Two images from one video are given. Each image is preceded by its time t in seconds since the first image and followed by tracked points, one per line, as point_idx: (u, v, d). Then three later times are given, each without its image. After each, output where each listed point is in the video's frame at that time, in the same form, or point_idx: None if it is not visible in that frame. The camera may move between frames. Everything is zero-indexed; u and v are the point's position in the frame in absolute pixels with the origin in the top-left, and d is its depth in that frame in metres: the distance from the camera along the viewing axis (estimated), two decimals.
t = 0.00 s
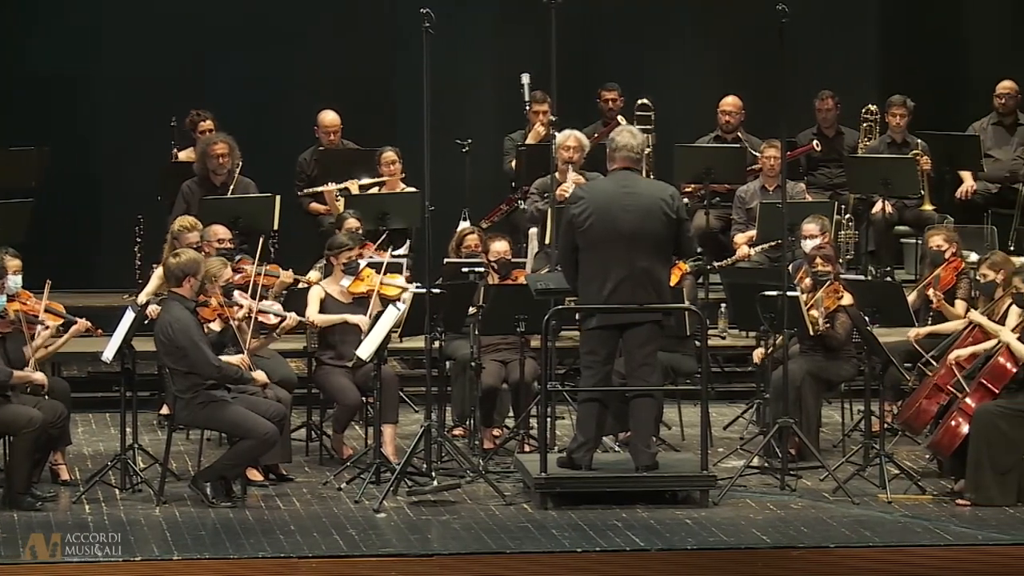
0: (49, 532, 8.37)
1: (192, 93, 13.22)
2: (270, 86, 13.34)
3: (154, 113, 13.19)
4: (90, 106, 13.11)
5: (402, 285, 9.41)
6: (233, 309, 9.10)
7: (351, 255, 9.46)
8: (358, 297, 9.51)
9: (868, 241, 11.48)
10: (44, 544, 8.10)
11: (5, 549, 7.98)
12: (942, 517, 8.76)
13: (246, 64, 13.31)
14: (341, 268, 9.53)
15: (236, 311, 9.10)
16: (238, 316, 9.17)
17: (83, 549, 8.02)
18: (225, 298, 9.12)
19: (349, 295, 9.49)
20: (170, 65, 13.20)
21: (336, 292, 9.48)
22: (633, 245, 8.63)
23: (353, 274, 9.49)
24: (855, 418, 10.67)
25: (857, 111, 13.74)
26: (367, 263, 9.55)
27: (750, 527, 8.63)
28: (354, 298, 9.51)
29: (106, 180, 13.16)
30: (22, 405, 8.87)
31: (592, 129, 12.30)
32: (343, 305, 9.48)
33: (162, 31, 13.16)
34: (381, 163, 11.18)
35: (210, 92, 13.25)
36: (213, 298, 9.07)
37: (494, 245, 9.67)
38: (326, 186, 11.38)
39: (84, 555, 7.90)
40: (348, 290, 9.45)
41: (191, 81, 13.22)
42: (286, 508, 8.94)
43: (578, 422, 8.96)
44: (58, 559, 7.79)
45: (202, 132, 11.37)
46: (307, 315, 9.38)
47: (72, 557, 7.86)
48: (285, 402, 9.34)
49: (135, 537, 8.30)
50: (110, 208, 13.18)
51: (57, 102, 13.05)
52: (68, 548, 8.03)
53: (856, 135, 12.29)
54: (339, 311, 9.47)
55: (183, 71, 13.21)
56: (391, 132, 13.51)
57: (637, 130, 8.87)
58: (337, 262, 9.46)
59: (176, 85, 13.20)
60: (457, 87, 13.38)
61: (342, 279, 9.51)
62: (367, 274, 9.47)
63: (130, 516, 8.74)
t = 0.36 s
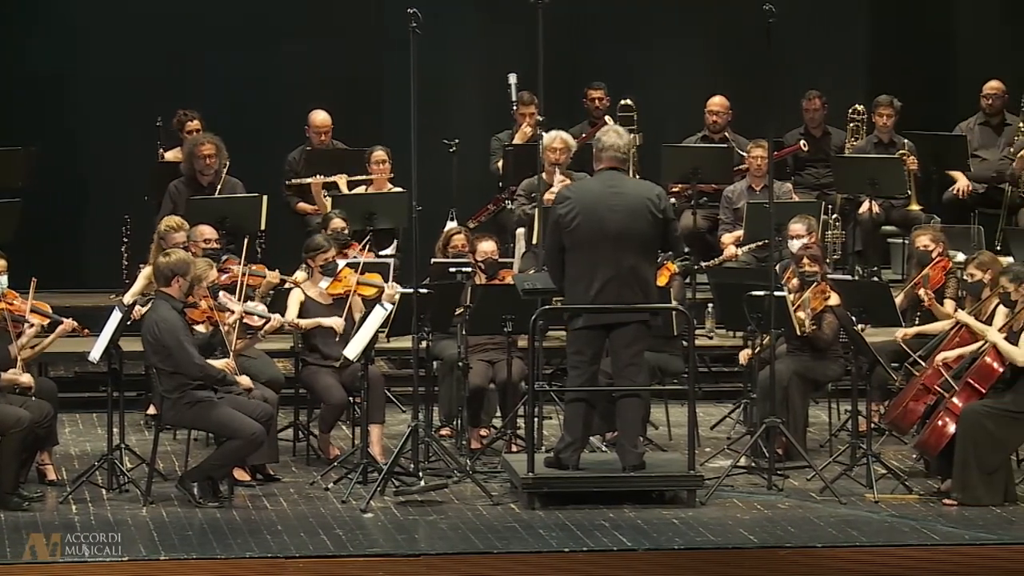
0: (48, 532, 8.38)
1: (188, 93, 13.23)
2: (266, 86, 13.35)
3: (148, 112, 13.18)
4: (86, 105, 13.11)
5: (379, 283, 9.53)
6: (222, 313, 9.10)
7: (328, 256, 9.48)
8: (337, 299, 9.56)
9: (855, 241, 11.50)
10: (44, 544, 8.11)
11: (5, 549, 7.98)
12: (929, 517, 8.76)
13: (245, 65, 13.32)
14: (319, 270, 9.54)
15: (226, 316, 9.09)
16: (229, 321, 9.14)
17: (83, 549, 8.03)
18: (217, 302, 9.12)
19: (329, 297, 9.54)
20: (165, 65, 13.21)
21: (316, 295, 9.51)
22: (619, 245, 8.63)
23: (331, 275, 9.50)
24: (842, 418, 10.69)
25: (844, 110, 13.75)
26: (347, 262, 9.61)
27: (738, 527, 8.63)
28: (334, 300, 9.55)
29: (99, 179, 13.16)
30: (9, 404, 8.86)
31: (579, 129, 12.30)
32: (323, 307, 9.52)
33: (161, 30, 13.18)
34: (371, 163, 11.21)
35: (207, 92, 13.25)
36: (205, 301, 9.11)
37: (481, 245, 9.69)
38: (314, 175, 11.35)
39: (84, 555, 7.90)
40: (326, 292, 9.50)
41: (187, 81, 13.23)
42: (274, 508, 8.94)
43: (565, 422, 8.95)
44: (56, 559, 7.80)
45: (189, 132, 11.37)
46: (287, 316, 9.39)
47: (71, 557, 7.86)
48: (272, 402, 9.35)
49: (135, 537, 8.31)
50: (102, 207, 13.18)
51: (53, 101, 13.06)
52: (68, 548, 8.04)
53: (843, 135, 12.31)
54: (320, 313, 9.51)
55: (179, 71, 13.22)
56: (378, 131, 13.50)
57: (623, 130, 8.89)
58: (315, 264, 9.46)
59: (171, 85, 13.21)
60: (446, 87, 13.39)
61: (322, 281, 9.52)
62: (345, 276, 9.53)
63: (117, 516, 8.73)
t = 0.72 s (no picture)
0: (49, 532, 8.38)
1: (183, 93, 13.23)
2: (261, 86, 13.36)
3: (141, 112, 13.18)
4: (80, 105, 13.11)
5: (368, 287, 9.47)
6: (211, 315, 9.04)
7: (318, 256, 9.48)
8: (325, 299, 9.55)
9: (843, 241, 11.53)
10: (44, 544, 8.10)
11: (5, 549, 7.97)
12: (916, 517, 8.76)
13: (243, 65, 13.32)
14: (308, 270, 9.55)
15: (215, 318, 9.03)
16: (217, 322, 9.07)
17: (84, 549, 8.01)
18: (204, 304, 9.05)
19: (317, 297, 9.52)
20: (160, 65, 13.21)
21: (304, 294, 9.51)
22: (607, 245, 8.63)
23: (320, 275, 9.53)
24: (829, 418, 10.71)
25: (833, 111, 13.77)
26: (335, 264, 9.59)
27: (725, 527, 8.63)
28: (321, 300, 9.53)
29: (91, 179, 13.16)
30: None
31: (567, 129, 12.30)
32: (310, 308, 9.51)
33: (158, 30, 13.18)
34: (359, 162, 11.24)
35: (204, 92, 13.26)
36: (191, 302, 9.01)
37: (471, 245, 9.70)
38: (302, 171, 11.31)
39: (84, 554, 7.88)
40: (315, 292, 9.49)
41: (182, 80, 13.23)
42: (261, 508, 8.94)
43: (552, 422, 8.95)
44: (58, 559, 7.79)
45: (176, 132, 11.38)
46: (272, 318, 9.39)
47: (73, 557, 7.85)
48: (259, 402, 9.34)
49: (135, 537, 8.30)
50: (94, 207, 13.18)
51: (49, 101, 13.06)
52: (69, 548, 8.02)
53: (830, 135, 12.33)
54: (307, 313, 9.50)
55: (175, 70, 13.22)
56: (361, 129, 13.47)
57: (611, 130, 8.89)
58: (306, 263, 9.47)
59: (167, 85, 13.21)
60: (434, 87, 13.40)
61: (311, 281, 9.52)
62: (334, 277, 9.51)
63: (104, 516, 8.72)
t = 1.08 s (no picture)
0: (49, 532, 8.38)
1: (179, 94, 13.24)
2: (255, 87, 13.37)
3: (133, 112, 13.17)
4: (75, 105, 13.12)
5: (361, 285, 9.43)
6: (195, 313, 9.09)
7: (310, 256, 9.42)
8: (319, 298, 9.51)
9: (831, 241, 11.54)
10: (44, 544, 8.10)
11: (5, 549, 7.97)
12: (904, 516, 8.76)
13: (244, 65, 13.35)
14: (300, 270, 9.53)
15: (199, 315, 9.08)
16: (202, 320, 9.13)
17: (83, 549, 8.01)
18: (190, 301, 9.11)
19: (310, 296, 9.47)
20: (154, 65, 13.21)
21: (297, 294, 9.47)
22: (595, 245, 8.62)
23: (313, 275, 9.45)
24: (817, 417, 10.72)
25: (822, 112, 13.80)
26: (327, 262, 9.52)
27: (713, 527, 8.63)
28: (314, 300, 9.49)
29: (84, 179, 13.16)
30: None
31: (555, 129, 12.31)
32: (304, 307, 9.47)
33: (155, 30, 13.19)
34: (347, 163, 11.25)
35: (200, 92, 13.28)
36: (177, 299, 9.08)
37: (459, 245, 9.74)
38: (289, 174, 11.35)
39: (84, 555, 7.88)
40: (309, 292, 9.43)
41: (177, 80, 13.24)
42: (249, 508, 8.93)
43: (540, 422, 8.94)
44: (59, 559, 7.80)
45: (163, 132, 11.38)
46: (266, 318, 9.34)
47: (73, 557, 7.85)
48: (247, 402, 9.33)
49: (134, 537, 8.30)
50: (86, 207, 13.18)
51: (44, 101, 13.07)
52: (68, 548, 8.03)
53: (817, 135, 12.36)
54: (301, 312, 9.47)
55: (171, 70, 13.23)
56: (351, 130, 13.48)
57: (598, 131, 8.88)
58: (298, 264, 9.44)
59: (162, 85, 13.22)
60: (423, 87, 13.41)
61: (303, 281, 9.48)
62: (328, 275, 9.44)
63: (92, 516, 8.72)
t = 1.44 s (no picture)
0: (49, 532, 8.39)
1: (172, 94, 13.27)
2: (247, 87, 13.42)
3: (125, 113, 13.18)
4: (67, 106, 13.12)
5: (345, 290, 9.36)
6: (185, 311, 9.06)
7: (296, 258, 9.42)
8: (303, 301, 9.47)
9: (819, 241, 11.58)
10: (44, 544, 8.11)
11: (5, 549, 7.98)
12: (892, 516, 8.75)
13: (237, 66, 13.40)
14: (286, 272, 9.50)
15: (188, 313, 9.06)
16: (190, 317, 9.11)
17: (83, 549, 8.02)
18: (178, 299, 9.07)
19: (295, 300, 9.45)
20: (147, 65, 13.23)
21: (280, 296, 9.45)
22: (584, 245, 8.60)
23: (297, 278, 9.42)
24: (805, 417, 10.75)
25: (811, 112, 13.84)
26: (312, 266, 9.49)
27: (701, 526, 8.62)
28: (299, 303, 9.47)
29: (77, 180, 13.17)
30: None
31: (543, 129, 12.34)
32: (288, 310, 9.45)
33: (148, 31, 13.22)
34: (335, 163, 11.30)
35: (194, 93, 13.32)
36: (165, 299, 9.02)
37: (445, 245, 9.68)
38: (276, 175, 11.31)
39: (84, 555, 7.90)
40: (292, 295, 9.40)
41: (170, 81, 13.28)
42: (237, 508, 8.93)
43: (528, 422, 8.92)
44: (58, 559, 7.81)
45: (149, 133, 11.42)
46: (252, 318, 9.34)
47: (72, 557, 7.86)
48: (234, 402, 9.33)
49: (135, 538, 8.31)
50: (77, 208, 13.18)
51: (38, 102, 13.08)
52: (68, 548, 8.04)
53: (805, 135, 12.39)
54: (284, 313, 9.45)
55: (165, 71, 13.26)
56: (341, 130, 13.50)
57: (585, 130, 8.86)
58: (282, 267, 9.42)
59: (155, 86, 13.25)
60: (412, 87, 13.44)
61: (287, 283, 9.44)
62: (312, 278, 9.41)
63: (80, 517, 8.71)
